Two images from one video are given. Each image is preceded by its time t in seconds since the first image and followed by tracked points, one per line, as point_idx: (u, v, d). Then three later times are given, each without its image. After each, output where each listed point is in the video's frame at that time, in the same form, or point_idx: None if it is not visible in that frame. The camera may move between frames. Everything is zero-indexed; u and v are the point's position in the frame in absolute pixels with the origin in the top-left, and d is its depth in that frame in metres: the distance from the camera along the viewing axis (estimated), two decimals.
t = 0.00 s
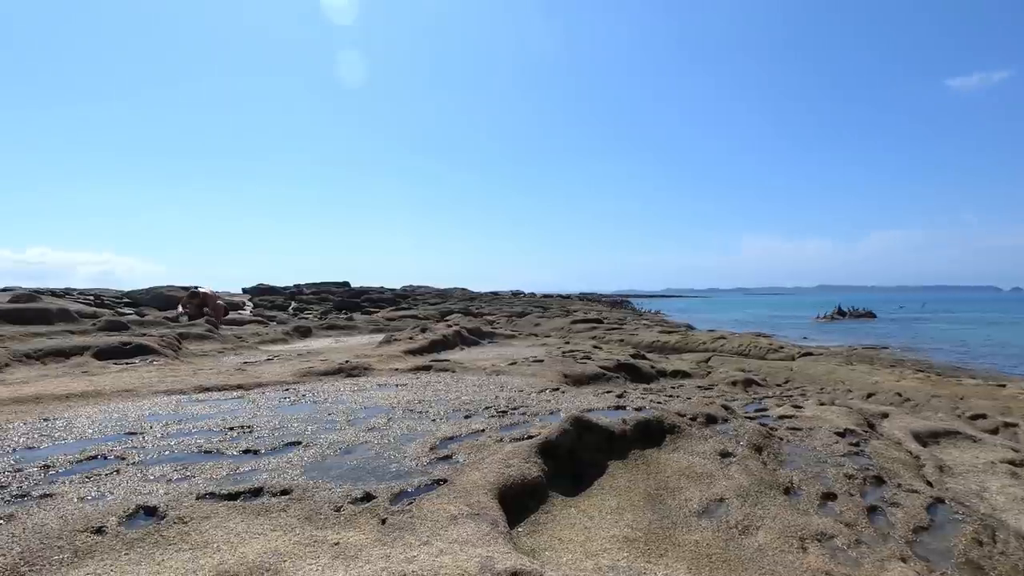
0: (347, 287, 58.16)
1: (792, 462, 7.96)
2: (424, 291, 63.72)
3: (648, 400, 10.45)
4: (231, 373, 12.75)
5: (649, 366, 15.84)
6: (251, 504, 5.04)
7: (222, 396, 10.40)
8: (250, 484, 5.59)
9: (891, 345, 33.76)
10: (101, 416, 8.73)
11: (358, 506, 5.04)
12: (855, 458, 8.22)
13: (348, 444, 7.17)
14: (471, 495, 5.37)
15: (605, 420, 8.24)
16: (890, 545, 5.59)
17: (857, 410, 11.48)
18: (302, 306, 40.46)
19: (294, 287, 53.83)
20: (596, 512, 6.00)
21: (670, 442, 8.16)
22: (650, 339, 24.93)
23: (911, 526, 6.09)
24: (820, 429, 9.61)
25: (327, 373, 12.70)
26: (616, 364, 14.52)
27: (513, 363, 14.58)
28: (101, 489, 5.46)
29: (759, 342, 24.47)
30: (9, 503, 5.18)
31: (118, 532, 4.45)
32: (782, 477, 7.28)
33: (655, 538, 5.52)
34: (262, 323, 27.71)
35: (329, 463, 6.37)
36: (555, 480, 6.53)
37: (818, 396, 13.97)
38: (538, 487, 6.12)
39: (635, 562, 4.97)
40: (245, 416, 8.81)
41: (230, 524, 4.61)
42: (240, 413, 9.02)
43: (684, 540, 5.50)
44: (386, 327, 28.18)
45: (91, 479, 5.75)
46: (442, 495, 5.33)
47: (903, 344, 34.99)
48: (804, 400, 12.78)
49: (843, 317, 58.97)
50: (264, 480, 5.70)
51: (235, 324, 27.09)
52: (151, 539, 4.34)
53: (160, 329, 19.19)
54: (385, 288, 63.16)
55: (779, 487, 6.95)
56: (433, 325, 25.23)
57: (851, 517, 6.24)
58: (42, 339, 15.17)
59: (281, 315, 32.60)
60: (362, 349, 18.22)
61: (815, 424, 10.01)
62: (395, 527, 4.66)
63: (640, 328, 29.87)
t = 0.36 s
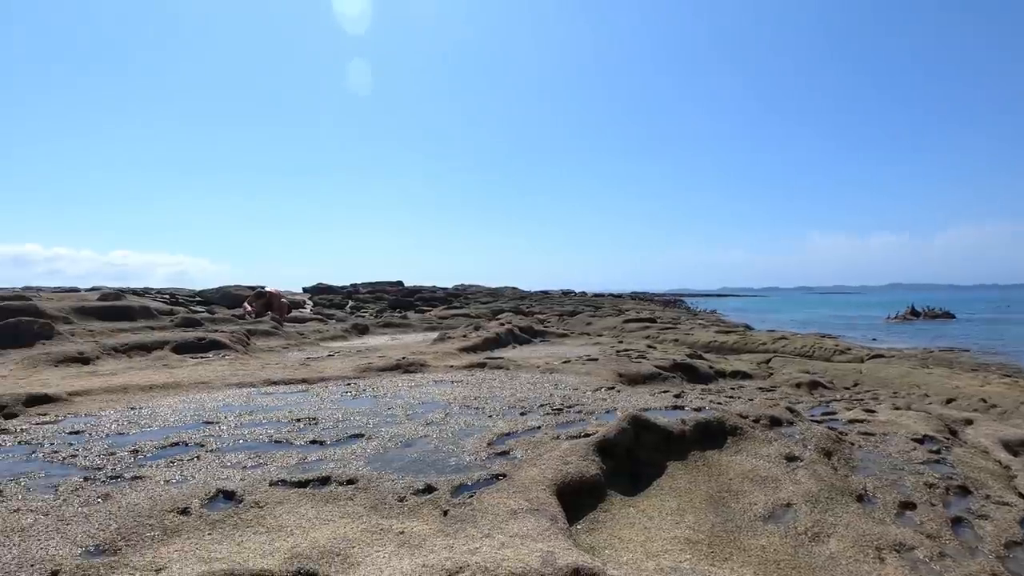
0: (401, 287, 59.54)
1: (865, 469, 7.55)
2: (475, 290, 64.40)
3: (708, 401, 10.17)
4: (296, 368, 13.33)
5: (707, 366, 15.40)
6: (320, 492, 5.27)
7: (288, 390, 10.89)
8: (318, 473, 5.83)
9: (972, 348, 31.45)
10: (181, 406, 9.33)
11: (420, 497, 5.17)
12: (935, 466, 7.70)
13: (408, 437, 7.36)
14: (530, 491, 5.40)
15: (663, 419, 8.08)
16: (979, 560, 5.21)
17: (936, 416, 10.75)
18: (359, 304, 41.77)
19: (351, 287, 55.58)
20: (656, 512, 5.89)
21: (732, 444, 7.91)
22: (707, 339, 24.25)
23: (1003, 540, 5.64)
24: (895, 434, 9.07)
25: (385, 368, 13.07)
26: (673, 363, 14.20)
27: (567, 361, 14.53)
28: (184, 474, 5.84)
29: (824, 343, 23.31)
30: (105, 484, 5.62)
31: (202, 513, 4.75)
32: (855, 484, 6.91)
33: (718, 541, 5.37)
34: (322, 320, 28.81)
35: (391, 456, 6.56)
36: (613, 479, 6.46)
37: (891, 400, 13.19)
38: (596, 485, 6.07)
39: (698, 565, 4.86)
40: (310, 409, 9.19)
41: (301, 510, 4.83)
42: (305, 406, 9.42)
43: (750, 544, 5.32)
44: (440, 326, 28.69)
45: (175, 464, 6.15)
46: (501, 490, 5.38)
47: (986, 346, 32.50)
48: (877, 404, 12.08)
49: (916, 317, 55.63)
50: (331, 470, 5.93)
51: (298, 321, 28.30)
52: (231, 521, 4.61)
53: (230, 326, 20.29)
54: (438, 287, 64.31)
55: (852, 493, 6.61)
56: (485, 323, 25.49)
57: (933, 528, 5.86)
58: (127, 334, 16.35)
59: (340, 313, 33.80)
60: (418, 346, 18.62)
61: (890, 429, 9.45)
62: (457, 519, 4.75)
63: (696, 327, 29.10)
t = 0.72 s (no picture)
0: (451, 281, 60.49)
1: (942, 474, 7.10)
2: (524, 285, 64.52)
3: (767, 399, 9.82)
4: (352, 360, 13.77)
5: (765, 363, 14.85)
6: (379, 479, 5.43)
7: (346, 381, 11.26)
8: (377, 461, 6.02)
9: None
10: (247, 395, 9.82)
11: (476, 488, 5.25)
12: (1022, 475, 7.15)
13: (461, 429, 7.47)
14: (584, 485, 5.38)
15: (720, 417, 7.85)
16: None
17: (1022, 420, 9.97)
18: (410, 299, 42.64)
19: (402, 281, 56.93)
20: (714, 511, 5.75)
21: (794, 444, 7.61)
22: (764, 335, 23.38)
23: None
24: (976, 439, 8.47)
25: (437, 362, 13.30)
26: (729, 360, 13.78)
27: (618, 356, 14.35)
28: (253, 458, 6.15)
29: (893, 341, 22.01)
30: (182, 465, 6.00)
31: (270, 496, 4.99)
32: (930, 490, 6.52)
33: (781, 543, 5.19)
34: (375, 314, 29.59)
35: (446, 446, 6.68)
36: (669, 476, 6.35)
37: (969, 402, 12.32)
38: (651, 481, 5.98)
39: (759, 566, 4.72)
40: (367, 399, 9.48)
41: (362, 496, 5.00)
42: (362, 397, 9.72)
43: (815, 548, 5.12)
44: (489, 320, 28.94)
45: (244, 449, 6.49)
46: (555, 483, 5.40)
47: None
48: (953, 406, 11.33)
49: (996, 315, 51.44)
50: (389, 458, 6.11)
51: (353, 314, 29.19)
52: (297, 504, 4.83)
53: (291, 319, 21.16)
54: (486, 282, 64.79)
55: (927, 500, 6.23)
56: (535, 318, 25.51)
57: (1020, 539, 5.45)
58: (197, 326, 17.34)
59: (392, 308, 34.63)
60: (468, 340, 18.84)
61: (969, 433, 8.84)
62: (512, 510, 4.80)
63: (752, 323, 28.08)
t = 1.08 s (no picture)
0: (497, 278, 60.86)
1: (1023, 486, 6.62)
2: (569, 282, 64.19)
3: (826, 402, 9.41)
4: (402, 355, 14.08)
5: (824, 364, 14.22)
6: (431, 473, 5.54)
7: (396, 376, 11.53)
8: (429, 455, 6.15)
9: None
10: (304, 388, 10.20)
11: (526, 484, 5.29)
12: None
13: (510, 425, 7.53)
14: (635, 485, 5.32)
15: (777, 419, 7.58)
16: None
17: None
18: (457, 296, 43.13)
19: (448, 278, 57.69)
20: (771, 516, 5.57)
21: (856, 449, 7.27)
22: (822, 335, 22.38)
23: None
24: None
25: (485, 358, 13.43)
26: (784, 360, 13.28)
27: (667, 355, 14.09)
28: (311, 449, 6.40)
29: (966, 342, 20.64)
30: (246, 454, 6.31)
31: (329, 486, 5.18)
32: (1010, 502, 6.09)
33: (843, 552, 4.98)
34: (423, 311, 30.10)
35: (495, 442, 6.75)
36: (722, 478, 6.18)
37: None
38: (704, 483, 5.84)
39: None
40: (417, 394, 9.69)
41: (415, 489, 5.12)
42: (412, 392, 9.94)
43: (881, 559, 4.89)
44: (535, 317, 28.94)
45: (302, 440, 6.75)
46: (605, 482, 5.38)
47: None
48: None
49: None
50: (440, 453, 6.23)
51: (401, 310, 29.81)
52: (354, 495, 4.99)
53: (342, 315, 21.83)
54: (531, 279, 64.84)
55: (1006, 513, 5.83)
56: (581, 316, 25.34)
57: None
58: (257, 322, 18.15)
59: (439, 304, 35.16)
60: (514, 337, 18.92)
61: None
62: (563, 508, 4.81)
63: (809, 322, 26.93)
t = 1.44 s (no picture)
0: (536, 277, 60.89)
1: None
2: (609, 280, 63.56)
3: (882, 406, 9.01)
4: (444, 353, 14.26)
5: (880, 367, 13.59)
6: (474, 469, 5.61)
7: (439, 373, 11.69)
8: (472, 451, 6.22)
9: None
10: (350, 384, 10.48)
11: (569, 483, 5.29)
12: None
13: (552, 424, 7.53)
14: (681, 487, 5.24)
15: (829, 423, 7.30)
16: None
17: None
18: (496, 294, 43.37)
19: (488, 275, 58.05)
20: (823, 524, 5.37)
21: (916, 457, 6.93)
22: (876, 336, 21.40)
23: None
24: None
25: (525, 356, 13.46)
26: (837, 362, 12.78)
27: (712, 356, 13.79)
28: (358, 443, 6.57)
29: None
30: (297, 446, 6.53)
31: (376, 479, 5.32)
32: None
33: (902, 564, 4.76)
34: (463, 309, 30.41)
35: (537, 441, 6.76)
36: (772, 482, 6.00)
37: None
38: (752, 487, 5.69)
39: None
40: (459, 391, 9.80)
41: (459, 484, 5.19)
42: (454, 389, 10.06)
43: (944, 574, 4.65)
44: (575, 316, 28.77)
45: (350, 434, 6.95)
46: (650, 484, 5.32)
47: None
48: None
49: None
50: (483, 449, 6.29)
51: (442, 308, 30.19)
52: (400, 489, 5.11)
53: (386, 313, 22.28)
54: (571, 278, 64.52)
55: None
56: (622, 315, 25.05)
57: None
58: (304, 319, 18.74)
59: (479, 302, 35.45)
60: (555, 336, 18.89)
61: None
62: (606, 508, 4.78)
63: (862, 323, 25.80)
